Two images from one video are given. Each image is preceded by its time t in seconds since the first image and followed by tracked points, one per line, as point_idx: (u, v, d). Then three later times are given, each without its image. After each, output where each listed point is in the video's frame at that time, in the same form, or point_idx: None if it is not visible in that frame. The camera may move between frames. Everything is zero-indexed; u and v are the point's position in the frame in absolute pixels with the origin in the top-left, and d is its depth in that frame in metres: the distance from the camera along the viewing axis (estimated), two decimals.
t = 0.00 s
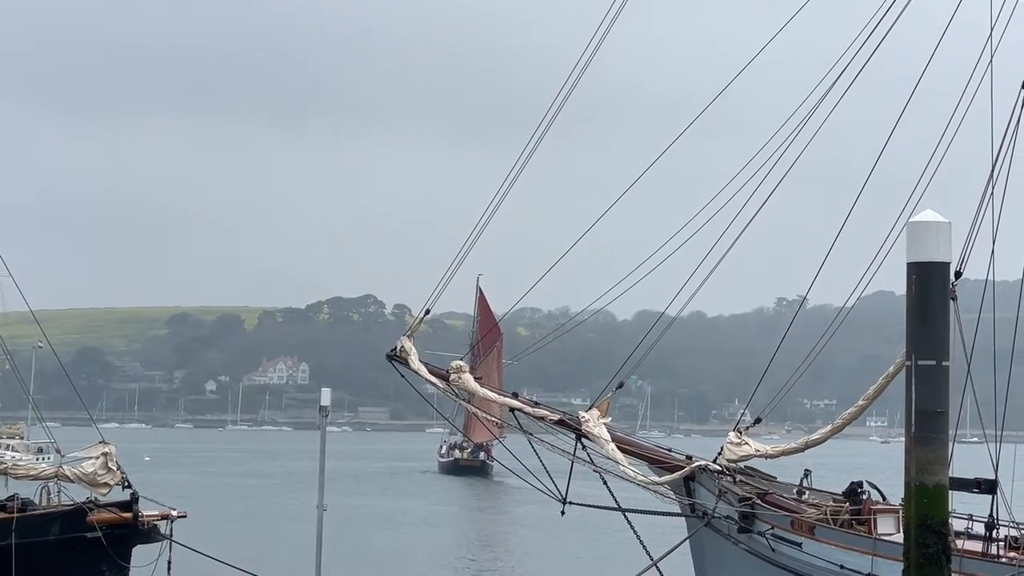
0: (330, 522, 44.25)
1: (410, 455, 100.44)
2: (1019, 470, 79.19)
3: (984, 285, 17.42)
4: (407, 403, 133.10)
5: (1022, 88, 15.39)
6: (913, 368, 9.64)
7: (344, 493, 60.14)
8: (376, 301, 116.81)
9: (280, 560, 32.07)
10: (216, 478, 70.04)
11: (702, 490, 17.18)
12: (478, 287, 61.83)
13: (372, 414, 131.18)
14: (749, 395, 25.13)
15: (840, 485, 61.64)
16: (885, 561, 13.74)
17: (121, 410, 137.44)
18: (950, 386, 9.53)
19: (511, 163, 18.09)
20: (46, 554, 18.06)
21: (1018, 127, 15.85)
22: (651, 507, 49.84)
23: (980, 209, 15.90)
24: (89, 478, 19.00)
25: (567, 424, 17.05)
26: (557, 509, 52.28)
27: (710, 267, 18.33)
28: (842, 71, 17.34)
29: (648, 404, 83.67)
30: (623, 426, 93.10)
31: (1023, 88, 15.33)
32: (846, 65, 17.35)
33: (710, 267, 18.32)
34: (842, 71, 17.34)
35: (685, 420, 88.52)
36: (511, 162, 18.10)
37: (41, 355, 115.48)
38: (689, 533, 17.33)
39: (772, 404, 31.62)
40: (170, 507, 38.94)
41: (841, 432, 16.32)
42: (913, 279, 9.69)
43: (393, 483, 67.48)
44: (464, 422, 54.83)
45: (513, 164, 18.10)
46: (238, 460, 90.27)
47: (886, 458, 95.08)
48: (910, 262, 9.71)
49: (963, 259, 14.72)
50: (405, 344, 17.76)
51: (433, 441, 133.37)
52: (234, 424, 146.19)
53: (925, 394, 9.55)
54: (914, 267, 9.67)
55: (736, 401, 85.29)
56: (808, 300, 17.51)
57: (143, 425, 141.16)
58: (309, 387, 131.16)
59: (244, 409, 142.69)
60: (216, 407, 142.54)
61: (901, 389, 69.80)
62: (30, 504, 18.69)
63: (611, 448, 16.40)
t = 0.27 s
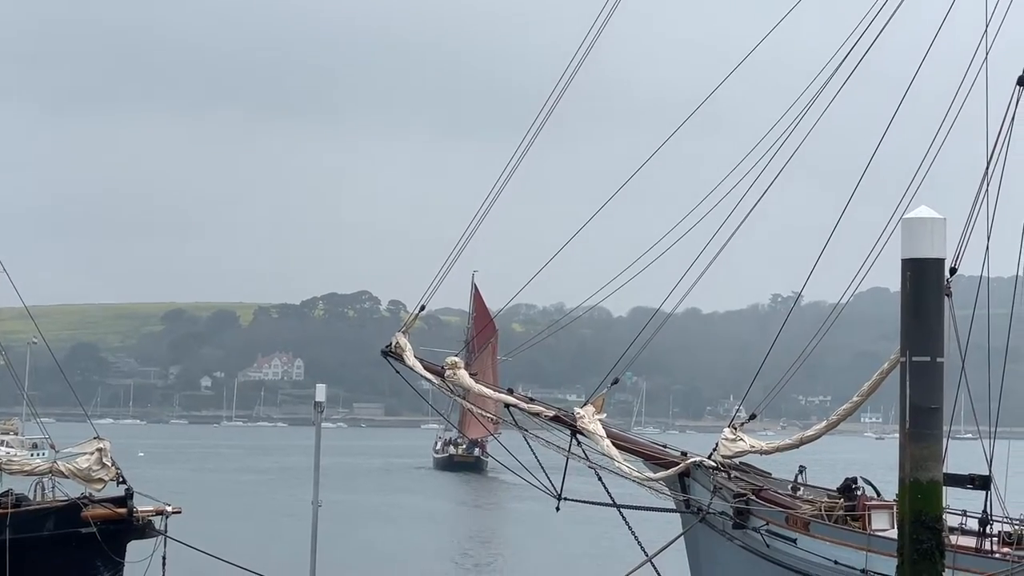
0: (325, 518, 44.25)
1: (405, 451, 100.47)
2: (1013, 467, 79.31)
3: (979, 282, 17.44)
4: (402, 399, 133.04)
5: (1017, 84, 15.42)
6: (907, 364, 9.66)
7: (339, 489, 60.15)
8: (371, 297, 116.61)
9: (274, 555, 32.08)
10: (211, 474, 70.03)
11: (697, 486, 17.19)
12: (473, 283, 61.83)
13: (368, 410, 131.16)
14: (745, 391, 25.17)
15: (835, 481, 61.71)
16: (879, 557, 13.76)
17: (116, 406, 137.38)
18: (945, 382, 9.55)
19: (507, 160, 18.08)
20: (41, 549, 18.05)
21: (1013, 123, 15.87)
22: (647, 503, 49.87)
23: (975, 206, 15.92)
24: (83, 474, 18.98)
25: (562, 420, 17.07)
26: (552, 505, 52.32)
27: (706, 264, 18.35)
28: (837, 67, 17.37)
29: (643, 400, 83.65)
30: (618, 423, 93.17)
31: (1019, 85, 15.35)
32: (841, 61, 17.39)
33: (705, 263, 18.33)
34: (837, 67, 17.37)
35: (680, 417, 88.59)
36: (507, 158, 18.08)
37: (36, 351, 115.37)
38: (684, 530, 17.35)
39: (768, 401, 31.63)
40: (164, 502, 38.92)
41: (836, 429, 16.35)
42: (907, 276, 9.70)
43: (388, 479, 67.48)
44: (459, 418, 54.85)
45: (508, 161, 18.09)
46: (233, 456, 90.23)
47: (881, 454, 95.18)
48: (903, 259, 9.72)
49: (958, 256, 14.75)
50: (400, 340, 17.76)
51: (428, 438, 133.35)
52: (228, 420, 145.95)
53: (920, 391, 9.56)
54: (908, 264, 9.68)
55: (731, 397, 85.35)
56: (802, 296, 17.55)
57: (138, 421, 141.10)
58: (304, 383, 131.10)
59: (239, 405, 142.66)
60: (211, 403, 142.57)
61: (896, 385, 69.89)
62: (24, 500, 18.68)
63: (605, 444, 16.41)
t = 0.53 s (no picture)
0: (320, 514, 44.22)
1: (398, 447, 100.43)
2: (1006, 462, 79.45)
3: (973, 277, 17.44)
4: (396, 395, 132.94)
5: (1012, 80, 15.44)
6: (901, 360, 9.66)
7: (333, 485, 60.10)
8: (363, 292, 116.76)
9: (267, 551, 32.05)
10: (205, 470, 69.95)
11: (691, 481, 17.18)
12: (466, 279, 61.79)
13: (361, 406, 131.09)
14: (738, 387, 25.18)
15: (829, 476, 61.81)
16: (872, 552, 13.76)
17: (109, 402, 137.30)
18: (938, 377, 9.55)
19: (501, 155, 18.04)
20: (33, 544, 18.02)
21: (1007, 119, 15.87)
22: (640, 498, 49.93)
23: (970, 201, 15.90)
24: (76, 469, 18.93)
25: (556, 416, 17.06)
26: (545, 500, 52.32)
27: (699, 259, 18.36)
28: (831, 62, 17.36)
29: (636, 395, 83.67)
30: (611, 418, 93.21)
31: (1013, 79, 15.35)
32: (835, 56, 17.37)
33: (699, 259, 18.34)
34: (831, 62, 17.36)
35: (673, 412, 88.65)
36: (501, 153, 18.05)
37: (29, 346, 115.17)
38: (677, 525, 17.36)
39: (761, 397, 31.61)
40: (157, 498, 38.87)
41: (830, 424, 16.33)
42: (901, 272, 9.71)
43: (381, 475, 67.46)
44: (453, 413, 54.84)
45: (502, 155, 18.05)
46: (227, 452, 90.15)
47: (874, 450, 95.30)
48: (897, 254, 9.73)
49: (951, 251, 14.75)
50: (393, 336, 17.73)
51: (421, 433, 133.31)
52: (221, 415, 145.94)
53: (913, 386, 9.57)
54: (901, 259, 9.68)
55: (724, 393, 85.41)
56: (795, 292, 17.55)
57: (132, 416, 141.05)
58: (298, 379, 131.00)
59: (232, 401, 142.58)
60: (204, 399, 142.73)
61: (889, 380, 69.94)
62: (17, 495, 18.64)
63: (599, 439, 16.40)
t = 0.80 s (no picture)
0: (314, 508, 44.26)
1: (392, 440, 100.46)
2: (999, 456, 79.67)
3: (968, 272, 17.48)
4: (389, 389, 132.91)
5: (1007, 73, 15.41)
6: (895, 354, 9.70)
7: (327, 478, 60.12)
8: (356, 285, 116.72)
9: (261, 545, 32.06)
10: (198, 464, 69.95)
11: (685, 475, 17.23)
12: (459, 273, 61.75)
13: (355, 400, 131.05)
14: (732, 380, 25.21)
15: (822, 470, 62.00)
16: (865, 545, 13.79)
17: (103, 396, 137.16)
18: (931, 370, 9.60)
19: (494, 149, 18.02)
20: (28, 539, 18.03)
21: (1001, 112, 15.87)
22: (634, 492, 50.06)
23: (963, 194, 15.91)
24: (70, 463, 18.93)
25: (550, 409, 17.06)
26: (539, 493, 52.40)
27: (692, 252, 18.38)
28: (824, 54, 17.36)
29: (630, 389, 83.80)
30: (605, 412, 93.29)
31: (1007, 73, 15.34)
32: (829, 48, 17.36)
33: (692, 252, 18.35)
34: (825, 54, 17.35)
35: (667, 406, 88.77)
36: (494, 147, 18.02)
37: (23, 340, 114.96)
38: (671, 519, 17.41)
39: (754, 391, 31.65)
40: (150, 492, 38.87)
41: (823, 417, 16.37)
42: (895, 266, 9.73)
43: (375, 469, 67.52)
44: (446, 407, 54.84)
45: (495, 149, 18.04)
46: (220, 446, 90.17)
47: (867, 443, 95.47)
48: (891, 249, 9.77)
49: (943, 245, 14.78)
50: (387, 329, 17.74)
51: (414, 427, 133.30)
52: (215, 409, 145.92)
53: (906, 381, 9.61)
54: (895, 254, 9.72)
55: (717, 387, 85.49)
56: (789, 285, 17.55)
57: (126, 410, 140.93)
58: (292, 373, 130.90)
59: (226, 395, 142.49)
60: (198, 393, 142.61)
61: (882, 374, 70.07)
62: (11, 489, 18.64)
63: (592, 433, 16.42)
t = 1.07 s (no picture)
0: (309, 501, 44.23)
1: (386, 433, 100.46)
2: (992, 448, 79.85)
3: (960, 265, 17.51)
4: (384, 382, 132.88)
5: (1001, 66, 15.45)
6: (889, 346, 9.71)
7: (322, 472, 60.11)
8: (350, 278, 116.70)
9: (257, 539, 32.00)
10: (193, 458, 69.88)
11: (679, 468, 17.24)
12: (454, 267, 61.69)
13: (349, 393, 131.02)
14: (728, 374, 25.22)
15: (816, 463, 62.09)
16: (861, 539, 13.82)
17: (97, 389, 136.99)
18: (926, 362, 9.60)
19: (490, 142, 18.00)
20: (21, 533, 18.00)
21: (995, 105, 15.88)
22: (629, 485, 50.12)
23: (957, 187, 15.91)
24: (65, 457, 18.87)
25: (545, 402, 17.08)
26: (534, 487, 52.43)
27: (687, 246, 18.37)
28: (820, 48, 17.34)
29: (624, 382, 83.82)
30: (599, 405, 93.33)
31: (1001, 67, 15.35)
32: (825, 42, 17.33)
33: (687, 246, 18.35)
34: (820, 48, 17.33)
35: (661, 399, 88.85)
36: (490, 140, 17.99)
37: (16, 334, 114.71)
38: (666, 512, 17.42)
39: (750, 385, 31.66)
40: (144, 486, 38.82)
41: (818, 411, 16.38)
42: (890, 259, 9.74)
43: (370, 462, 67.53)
44: (442, 400, 54.84)
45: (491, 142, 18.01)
46: (215, 440, 90.07)
47: (861, 437, 95.60)
48: (886, 242, 9.77)
49: (938, 238, 14.79)
50: (382, 323, 17.72)
51: (409, 420, 133.31)
52: (210, 402, 145.81)
53: (901, 373, 9.61)
54: (890, 246, 9.72)
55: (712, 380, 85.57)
56: (784, 278, 17.57)
57: (120, 403, 140.77)
58: (286, 366, 130.82)
59: (220, 389, 142.37)
60: (192, 387, 142.47)
61: (877, 367, 70.18)
62: (5, 483, 18.59)
63: (587, 426, 16.43)
